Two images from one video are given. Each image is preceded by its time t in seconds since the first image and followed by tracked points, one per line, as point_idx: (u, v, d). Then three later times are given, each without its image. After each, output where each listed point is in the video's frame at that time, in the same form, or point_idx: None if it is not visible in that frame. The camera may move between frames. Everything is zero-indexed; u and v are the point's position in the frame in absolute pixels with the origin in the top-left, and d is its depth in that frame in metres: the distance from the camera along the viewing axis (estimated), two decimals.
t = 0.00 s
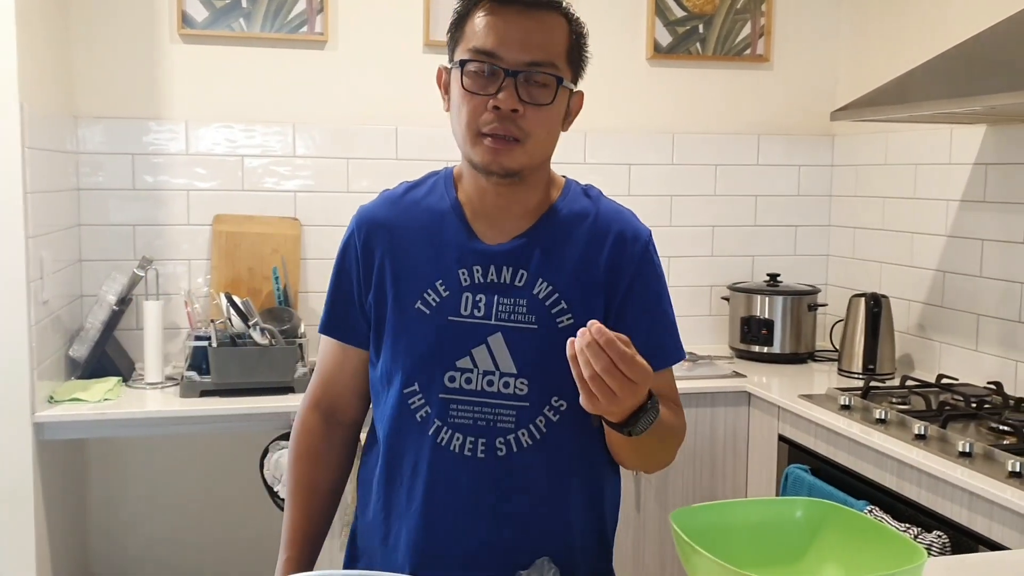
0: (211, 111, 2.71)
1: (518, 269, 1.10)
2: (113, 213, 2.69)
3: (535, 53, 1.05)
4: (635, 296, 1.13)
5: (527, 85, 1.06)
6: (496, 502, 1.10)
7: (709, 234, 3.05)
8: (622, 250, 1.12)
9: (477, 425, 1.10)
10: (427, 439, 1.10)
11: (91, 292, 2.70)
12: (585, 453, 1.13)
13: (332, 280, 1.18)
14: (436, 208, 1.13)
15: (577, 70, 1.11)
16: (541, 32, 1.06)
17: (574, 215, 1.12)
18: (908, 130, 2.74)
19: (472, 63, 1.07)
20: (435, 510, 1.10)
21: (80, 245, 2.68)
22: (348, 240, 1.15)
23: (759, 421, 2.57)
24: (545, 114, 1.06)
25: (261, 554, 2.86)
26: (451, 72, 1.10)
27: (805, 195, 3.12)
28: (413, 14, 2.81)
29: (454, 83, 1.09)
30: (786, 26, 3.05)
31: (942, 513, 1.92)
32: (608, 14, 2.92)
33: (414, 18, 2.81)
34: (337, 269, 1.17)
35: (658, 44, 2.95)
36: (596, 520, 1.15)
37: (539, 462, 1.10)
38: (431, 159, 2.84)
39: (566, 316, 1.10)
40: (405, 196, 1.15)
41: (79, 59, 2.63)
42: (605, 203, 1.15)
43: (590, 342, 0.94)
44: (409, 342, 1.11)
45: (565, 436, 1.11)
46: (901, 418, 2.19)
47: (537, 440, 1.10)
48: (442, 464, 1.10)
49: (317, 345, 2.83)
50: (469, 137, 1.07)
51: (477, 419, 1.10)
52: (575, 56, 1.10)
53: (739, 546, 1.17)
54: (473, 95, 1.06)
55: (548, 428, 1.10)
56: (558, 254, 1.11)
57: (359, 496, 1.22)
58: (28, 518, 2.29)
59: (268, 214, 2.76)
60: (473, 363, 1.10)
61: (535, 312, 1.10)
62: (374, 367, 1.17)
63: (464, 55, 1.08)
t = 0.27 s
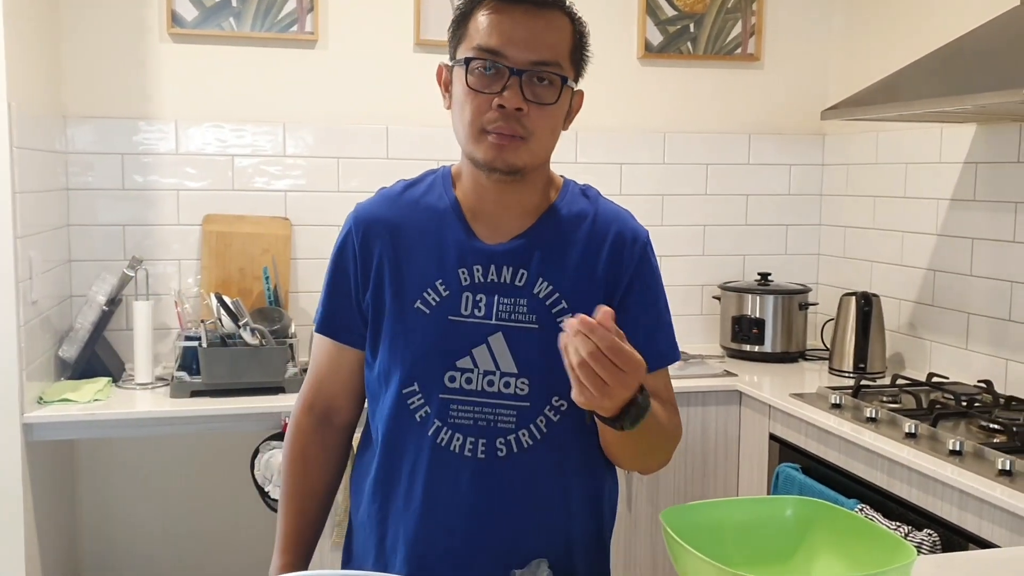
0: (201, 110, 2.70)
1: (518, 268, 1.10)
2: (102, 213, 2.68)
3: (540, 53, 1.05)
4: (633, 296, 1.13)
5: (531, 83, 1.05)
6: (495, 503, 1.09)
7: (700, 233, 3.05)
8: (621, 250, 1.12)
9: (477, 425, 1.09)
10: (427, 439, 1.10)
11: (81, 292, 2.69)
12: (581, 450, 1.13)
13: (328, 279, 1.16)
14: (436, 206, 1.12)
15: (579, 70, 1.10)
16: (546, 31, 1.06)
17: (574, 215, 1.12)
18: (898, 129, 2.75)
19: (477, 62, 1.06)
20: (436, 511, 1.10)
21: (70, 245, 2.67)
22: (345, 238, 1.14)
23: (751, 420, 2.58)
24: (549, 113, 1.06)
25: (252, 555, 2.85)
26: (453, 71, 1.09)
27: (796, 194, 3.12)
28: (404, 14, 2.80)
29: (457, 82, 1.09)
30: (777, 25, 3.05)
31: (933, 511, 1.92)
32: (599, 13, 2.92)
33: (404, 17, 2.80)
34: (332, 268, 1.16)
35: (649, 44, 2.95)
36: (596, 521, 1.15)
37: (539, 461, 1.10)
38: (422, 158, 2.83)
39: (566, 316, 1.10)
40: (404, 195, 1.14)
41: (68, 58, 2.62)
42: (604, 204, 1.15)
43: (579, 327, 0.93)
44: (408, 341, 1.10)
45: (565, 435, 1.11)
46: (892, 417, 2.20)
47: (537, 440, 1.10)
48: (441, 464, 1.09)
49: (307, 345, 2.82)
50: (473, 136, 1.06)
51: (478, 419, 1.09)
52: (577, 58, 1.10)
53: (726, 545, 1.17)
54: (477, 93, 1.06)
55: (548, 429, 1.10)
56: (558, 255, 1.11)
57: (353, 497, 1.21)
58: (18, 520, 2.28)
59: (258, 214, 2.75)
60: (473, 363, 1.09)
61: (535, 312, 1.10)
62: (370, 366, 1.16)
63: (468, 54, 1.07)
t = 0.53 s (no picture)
0: (192, 111, 2.70)
1: (502, 266, 1.11)
2: (93, 214, 2.67)
3: (548, 110, 0.99)
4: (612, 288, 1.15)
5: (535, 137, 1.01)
6: (488, 503, 1.09)
7: (692, 233, 3.06)
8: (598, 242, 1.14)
9: (467, 424, 1.10)
10: (416, 441, 1.10)
11: (72, 294, 2.68)
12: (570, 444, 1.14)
13: (308, 283, 1.14)
14: (419, 208, 1.12)
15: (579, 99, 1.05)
16: (555, 85, 0.99)
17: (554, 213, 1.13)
18: (889, 128, 2.76)
19: (479, 112, 0.99)
20: (428, 512, 1.09)
21: (61, 247, 2.66)
22: (326, 240, 1.13)
23: (742, 419, 2.58)
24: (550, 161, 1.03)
25: (244, 556, 2.85)
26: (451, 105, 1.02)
27: (788, 194, 3.13)
28: (395, 14, 2.80)
29: (455, 120, 1.02)
30: (768, 25, 3.06)
31: (924, 509, 1.93)
32: (590, 13, 2.92)
33: (396, 18, 2.80)
34: (313, 273, 1.14)
35: (640, 44, 2.95)
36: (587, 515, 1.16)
37: (530, 459, 1.10)
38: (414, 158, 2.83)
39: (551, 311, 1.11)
40: (386, 196, 1.13)
41: (59, 59, 2.61)
42: (581, 200, 1.16)
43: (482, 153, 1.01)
44: (395, 343, 1.11)
45: (555, 431, 1.11)
46: (884, 416, 2.21)
47: (528, 437, 1.10)
48: (432, 464, 1.09)
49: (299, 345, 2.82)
50: (472, 182, 1.03)
51: (467, 418, 1.10)
52: (578, 89, 1.04)
53: (718, 544, 1.17)
54: (479, 145, 1.01)
55: (538, 425, 1.10)
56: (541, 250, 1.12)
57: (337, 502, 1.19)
58: (9, 522, 2.27)
59: (249, 215, 2.75)
60: (460, 362, 1.10)
61: (520, 308, 1.11)
62: (354, 369, 1.15)
63: (469, 98, 1.00)
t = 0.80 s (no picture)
0: (185, 110, 2.69)
1: (484, 268, 1.10)
2: (85, 214, 2.66)
3: (518, 83, 1.01)
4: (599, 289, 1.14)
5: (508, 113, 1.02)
6: (469, 507, 1.09)
7: (686, 232, 3.06)
8: (586, 244, 1.13)
9: (448, 427, 1.09)
10: (397, 443, 1.09)
11: (64, 293, 2.67)
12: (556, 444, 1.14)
13: (288, 280, 1.13)
14: (401, 207, 1.11)
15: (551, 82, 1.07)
16: (525, 59, 1.01)
17: (538, 214, 1.12)
18: (883, 127, 2.76)
19: (450, 86, 1.02)
20: (408, 516, 1.09)
21: (53, 247, 2.65)
22: (306, 238, 1.12)
23: (737, 418, 2.58)
24: (523, 139, 1.03)
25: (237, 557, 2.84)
26: (425, 86, 1.04)
27: (782, 193, 3.13)
28: (388, 13, 2.80)
29: (428, 101, 1.04)
30: (762, 24, 3.06)
31: (918, 508, 1.93)
32: (584, 12, 2.92)
33: (389, 17, 2.80)
34: (293, 271, 1.13)
35: (634, 43, 2.95)
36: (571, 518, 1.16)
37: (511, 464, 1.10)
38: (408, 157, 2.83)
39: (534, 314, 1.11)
40: (368, 194, 1.13)
41: (50, 58, 2.60)
42: (567, 201, 1.15)
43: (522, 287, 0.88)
44: (376, 344, 1.10)
45: (537, 435, 1.11)
46: (878, 415, 2.20)
47: (509, 440, 1.10)
48: (413, 468, 1.09)
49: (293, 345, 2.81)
50: (446, 161, 1.04)
51: (449, 421, 1.09)
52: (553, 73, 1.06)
53: (713, 542, 1.17)
54: (451, 121, 1.02)
55: (520, 428, 1.10)
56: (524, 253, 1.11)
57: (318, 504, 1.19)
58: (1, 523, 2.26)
59: (243, 214, 2.74)
60: (442, 364, 1.09)
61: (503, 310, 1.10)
62: (334, 370, 1.14)
63: (441, 75, 1.02)
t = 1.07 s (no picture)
0: (179, 110, 2.68)
1: (471, 268, 1.10)
2: (80, 214, 2.66)
3: (498, 59, 1.03)
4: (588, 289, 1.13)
5: (489, 91, 1.03)
6: (453, 509, 1.09)
7: (682, 232, 3.05)
8: (574, 245, 1.12)
9: (434, 429, 1.09)
10: (382, 445, 1.09)
11: (58, 294, 2.66)
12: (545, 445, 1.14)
13: (274, 280, 1.13)
14: (387, 207, 1.12)
15: (534, 67, 1.09)
16: (505, 35, 1.03)
17: (525, 215, 1.12)
18: (878, 128, 2.76)
19: (431, 65, 1.04)
20: (393, 518, 1.09)
21: (47, 247, 2.64)
22: (292, 237, 1.12)
23: (732, 418, 2.58)
24: (507, 119, 1.04)
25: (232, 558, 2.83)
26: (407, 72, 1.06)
27: (777, 193, 3.13)
28: (383, 13, 2.79)
29: (411, 85, 1.05)
30: (757, 24, 3.06)
31: (913, 509, 1.93)
32: (580, 12, 2.91)
33: (385, 17, 2.79)
34: (279, 271, 1.13)
35: (630, 43, 2.94)
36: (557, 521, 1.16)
37: (497, 466, 1.10)
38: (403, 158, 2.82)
39: (521, 315, 1.10)
40: (354, 194, 1.13)
41: (44, 58, 2.59)
42: (554, 202, 1.15)
43: (554, 333, 0.90)
44: (361, 344, 1.10)
45: (523, 437, 1.11)
46: (873, 416, 2.20)
47: (495, 442, 1.09)
48: (397, 470, 1.09)
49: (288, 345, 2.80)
50: (429, 142, 1.04)
51: (434, 423, 1.09)
52: (534, 59, 1.08)
53: (708, 544, 1.17)
54: (434, 100, 1.03)
55: (506, 431, 1.10)
56: (511, 253, 1.11)
57: (302, 507, 1.19)
58: None
59: (237, 214, 2.74)
60: (428, 365, 1.09)
61: (489, 311, 1.10)
62: (320, 371, 1.14)
63: (422, 56, 1.05)
